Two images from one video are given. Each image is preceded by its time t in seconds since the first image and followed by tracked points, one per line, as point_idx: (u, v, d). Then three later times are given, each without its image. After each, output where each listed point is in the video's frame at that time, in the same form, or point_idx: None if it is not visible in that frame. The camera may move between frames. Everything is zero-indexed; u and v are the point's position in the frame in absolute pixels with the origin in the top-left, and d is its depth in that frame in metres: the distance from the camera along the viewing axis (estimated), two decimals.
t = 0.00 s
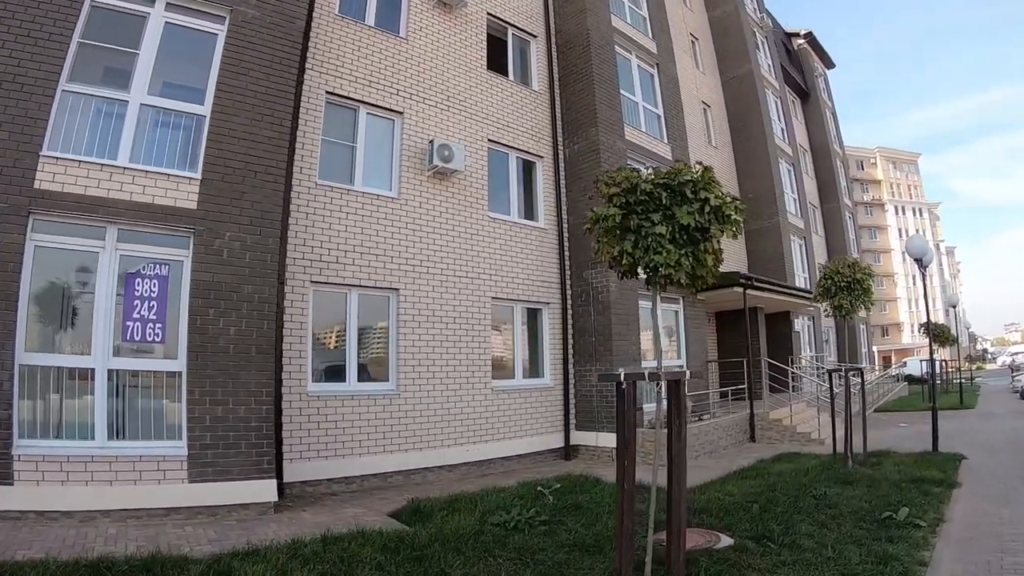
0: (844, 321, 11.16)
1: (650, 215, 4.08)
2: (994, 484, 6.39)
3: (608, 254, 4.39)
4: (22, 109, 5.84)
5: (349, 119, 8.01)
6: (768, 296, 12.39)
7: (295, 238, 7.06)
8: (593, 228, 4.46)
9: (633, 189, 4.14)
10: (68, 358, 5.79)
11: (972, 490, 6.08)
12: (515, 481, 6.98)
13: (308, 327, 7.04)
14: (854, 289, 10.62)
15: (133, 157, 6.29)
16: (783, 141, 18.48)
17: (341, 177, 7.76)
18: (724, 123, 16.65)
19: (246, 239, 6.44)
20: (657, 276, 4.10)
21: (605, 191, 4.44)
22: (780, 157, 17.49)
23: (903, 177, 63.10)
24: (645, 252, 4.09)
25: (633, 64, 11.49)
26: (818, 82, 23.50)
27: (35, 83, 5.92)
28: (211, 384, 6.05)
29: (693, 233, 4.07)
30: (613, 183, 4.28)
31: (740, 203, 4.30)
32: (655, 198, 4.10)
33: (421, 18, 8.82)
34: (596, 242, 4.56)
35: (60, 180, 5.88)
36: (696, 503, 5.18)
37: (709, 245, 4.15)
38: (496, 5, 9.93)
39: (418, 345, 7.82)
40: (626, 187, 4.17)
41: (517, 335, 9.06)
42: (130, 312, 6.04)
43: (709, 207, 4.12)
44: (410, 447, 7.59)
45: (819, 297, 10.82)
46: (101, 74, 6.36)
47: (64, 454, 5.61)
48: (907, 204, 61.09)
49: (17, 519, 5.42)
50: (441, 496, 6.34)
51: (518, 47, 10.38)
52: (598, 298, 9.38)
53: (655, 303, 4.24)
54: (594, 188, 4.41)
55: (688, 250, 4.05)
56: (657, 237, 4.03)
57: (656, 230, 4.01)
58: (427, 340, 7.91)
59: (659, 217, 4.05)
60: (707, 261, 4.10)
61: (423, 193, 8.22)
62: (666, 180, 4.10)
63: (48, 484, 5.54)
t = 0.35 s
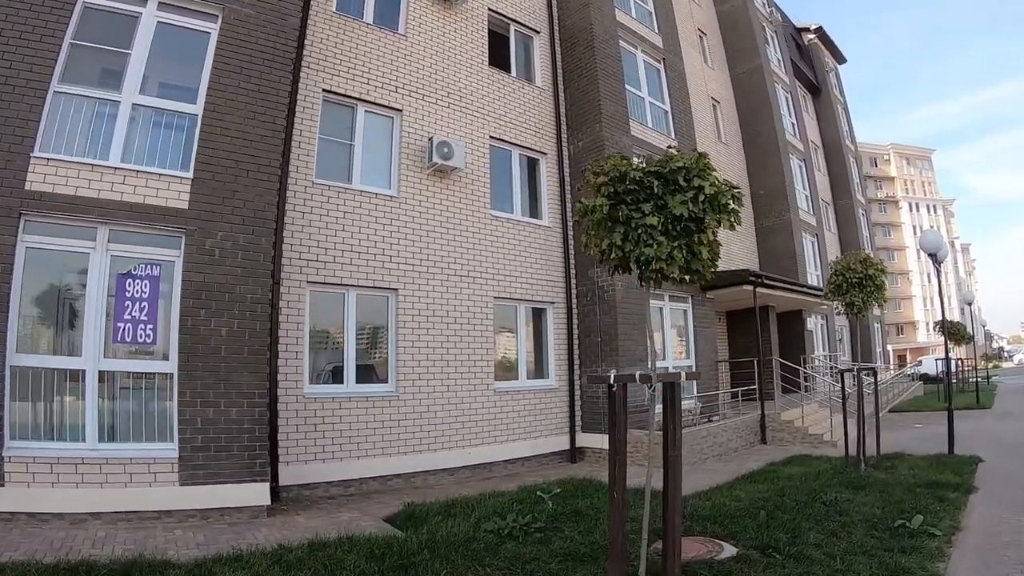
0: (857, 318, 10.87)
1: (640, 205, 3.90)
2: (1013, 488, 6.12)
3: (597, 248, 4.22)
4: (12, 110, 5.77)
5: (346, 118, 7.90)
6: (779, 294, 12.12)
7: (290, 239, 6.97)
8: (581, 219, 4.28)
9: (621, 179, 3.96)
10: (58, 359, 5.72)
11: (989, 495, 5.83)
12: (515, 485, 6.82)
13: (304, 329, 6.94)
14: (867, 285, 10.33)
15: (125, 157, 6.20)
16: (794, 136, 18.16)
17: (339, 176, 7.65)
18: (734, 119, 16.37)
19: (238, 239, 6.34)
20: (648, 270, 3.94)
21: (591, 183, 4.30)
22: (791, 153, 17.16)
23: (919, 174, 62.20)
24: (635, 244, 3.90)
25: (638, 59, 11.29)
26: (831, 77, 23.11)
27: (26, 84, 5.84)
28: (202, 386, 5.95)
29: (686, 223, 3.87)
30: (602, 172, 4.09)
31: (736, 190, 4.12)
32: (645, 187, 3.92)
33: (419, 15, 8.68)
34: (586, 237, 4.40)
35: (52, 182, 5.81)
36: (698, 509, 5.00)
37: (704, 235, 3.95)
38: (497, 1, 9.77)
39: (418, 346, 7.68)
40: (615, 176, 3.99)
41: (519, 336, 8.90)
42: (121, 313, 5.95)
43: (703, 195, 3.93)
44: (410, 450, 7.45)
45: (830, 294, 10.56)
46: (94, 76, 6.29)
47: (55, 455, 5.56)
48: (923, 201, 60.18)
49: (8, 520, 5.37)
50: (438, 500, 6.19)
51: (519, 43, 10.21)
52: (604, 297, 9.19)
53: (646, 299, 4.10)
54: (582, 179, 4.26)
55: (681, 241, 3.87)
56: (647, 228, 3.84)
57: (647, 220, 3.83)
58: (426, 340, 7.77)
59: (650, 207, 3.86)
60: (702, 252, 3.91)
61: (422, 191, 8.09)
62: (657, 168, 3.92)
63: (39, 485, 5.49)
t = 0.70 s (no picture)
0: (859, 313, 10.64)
1: (616, 184, 3.70)
2: (1021, 489, 5.89)
3: (571, 233, 4.04)
4: None
5: (334, 108, 7.70)
6: (779, 289, 11.92)
7: (275, 231, 6.79)
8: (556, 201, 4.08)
9: (596, 157, 3.79)
10: (36, 352, 5.55)
11: (996, 496, 5.60)
12: (504, 484, 6.63)
13: (289, 323, 6.79)
14: (867, 278, 10.09)
15: (106, 149, 6.03)
16: (796, 130, 17.91)
17: (325, 167, 7.46)
18: (734, 112, 16.14)
19: (219, 230, 6.15)
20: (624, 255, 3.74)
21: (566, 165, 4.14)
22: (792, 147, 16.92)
23: (922, 169, 61.77)
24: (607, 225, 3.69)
25: (635, 49, 11.07)
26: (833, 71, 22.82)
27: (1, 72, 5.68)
28: (180, 381, 5.77)
29: (663, 202, 3.65)
30: (576, 151, 3.95)
31: (722, 171, 3.86)
32: (620, 165, 3.73)
33: (410, 3, 8.47)
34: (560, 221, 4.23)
35: (30, 172, 5.64)
36: (690, 509, 4.82)
37: (679, 213, 3.70)
38: None
39: (405, 340, 7.49)
40: (590, 154, 3.82)
41: (512, 331, 8.70)
42: (99, 305, 5.78)
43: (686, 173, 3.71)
44: (398, 448, 7.28)
45: (830, 288, 10.34)
46: (75, 67, 6.12)
47: (32, 450, 5.41)
48: (926, 197, 59.79)
49: None
50: (424, 499, 6.00)
51: (514, 33, 10.00)
52: (599, 292, 8.99)
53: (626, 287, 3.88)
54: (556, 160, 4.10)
55: (659, 224, 3.63)
56: (622, 209, 3.62)
57: (622, 200, 3.62)
58: (415, 335, 7.58)
59: (627, 187, 3.66)
60: (683, 236, 3.66)
61: (412, 182, 7.90)
62: (633, 145, 3.73)
63: (16, 480, 5.34)
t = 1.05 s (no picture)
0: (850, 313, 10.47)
1: (581, 172, 3.51)
2: (1018, 495, 5.70)
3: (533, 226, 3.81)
4: None
5: (314, 100, 7.49)
6: (770, 290, 11.75)
7: (251, 225, 6.58)
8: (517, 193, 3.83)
9: (559, 144, 3.57)
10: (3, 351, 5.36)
11: (991, 503, 5.41)
12: (484, 488, 6.42)
13: (264, 321, 6.57)
14: (858, 277, 9.93)
15: (77, 143, 5.80)
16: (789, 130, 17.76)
17: (303, 163, 7.24)
18: (727, 111, 15.98)
19: (191, 225, 5.93)
20: (589, 248, 3.53)
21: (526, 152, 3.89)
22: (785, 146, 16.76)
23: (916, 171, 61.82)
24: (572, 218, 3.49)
25: (624, 45, 10.88)
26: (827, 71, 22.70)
27: None
28: (148, 380, 5.55)
29: (631, 193, 3.47)
30: (538, 138, 3.72)
31: (695, 158, 3.67)
32: (584, 152, 3.52)
33: None
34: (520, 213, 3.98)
35: None
36: (671, 516, 4.63)
37: (650, 205, 3.50)
38: None
39: (385, 340, 7.28)
40: (554, 141, 3.61)
41: (496, 331, 8.50)
42: (68, 303, 5.58)
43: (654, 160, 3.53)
44: (377, 450, 7.07)
45: (821, 288, 10.17)
46: (49, 59, 5.90)
47: None
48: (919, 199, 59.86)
49: None
50: (400, 503, 5.79)
51: (500, 28, 9.80)
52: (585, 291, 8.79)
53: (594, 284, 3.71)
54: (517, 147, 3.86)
55: (626, 215, 3.45)
56: (588, 199, 3.43)
57: (588, 190, 3.43)
58: (394, 334, 7.37)
59: (592, 175, 3.47)
60: (651, 228, 3.46)
61: (393, 178, 7.69)
62: (598, 131, 3.54)
63: None
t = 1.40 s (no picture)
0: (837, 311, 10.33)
1: (534, 156, 3.38)
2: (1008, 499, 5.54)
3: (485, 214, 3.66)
4: None
5: (291, 89, 7.29)
6: (760, 288, 11.59)
7: (224, 216, 6.40)
8: (470, 179, 3.69)
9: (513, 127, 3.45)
10: None
11: (982, 508, 5.26)
12: (461, 489, 6.25)
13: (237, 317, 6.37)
14: (846, 274, 9.78)
15: (48, 136, 5.59)
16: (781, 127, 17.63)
17: (279, 153, 7.04)
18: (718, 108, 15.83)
19: (160, 219, 5.72)
20: (541, 236, 3.39)
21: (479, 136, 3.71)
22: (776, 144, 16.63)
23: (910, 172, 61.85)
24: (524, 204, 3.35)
25: (612, 40, 10.71)
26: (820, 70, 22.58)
27: None
28: (116, 375, 5.37)
29: (587, 178, 3.35)
30: (490, 120, 3.57)
31: (656, 139, 3.53)
32: (537, 135, 3.41)
33: None
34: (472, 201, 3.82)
35: None
36: (647, 520, 4.46)
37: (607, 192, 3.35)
38: None
39: (362, 336, 7.10)
40: (506, 121, 3.48)
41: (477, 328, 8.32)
42: (36, 296, 5.40)
43: (611, 142, 3.40)
44: (354, 448, 6.89)
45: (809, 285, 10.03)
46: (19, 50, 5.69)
47: None
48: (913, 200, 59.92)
49: None
50: (374, 502, 5.61)
51: (484, 21, 9.62)
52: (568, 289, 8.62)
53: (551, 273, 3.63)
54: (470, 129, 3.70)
55: (580, 200, 3.33)
56: (539, 183, 3.30)
57: (541, 174, 3.30)
58: (372, 330, 7.19)
59: (545, 159, 3.34)
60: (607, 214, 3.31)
61: (372, 171, 7.51)
62: (552, 113, 3.41)
63: None
